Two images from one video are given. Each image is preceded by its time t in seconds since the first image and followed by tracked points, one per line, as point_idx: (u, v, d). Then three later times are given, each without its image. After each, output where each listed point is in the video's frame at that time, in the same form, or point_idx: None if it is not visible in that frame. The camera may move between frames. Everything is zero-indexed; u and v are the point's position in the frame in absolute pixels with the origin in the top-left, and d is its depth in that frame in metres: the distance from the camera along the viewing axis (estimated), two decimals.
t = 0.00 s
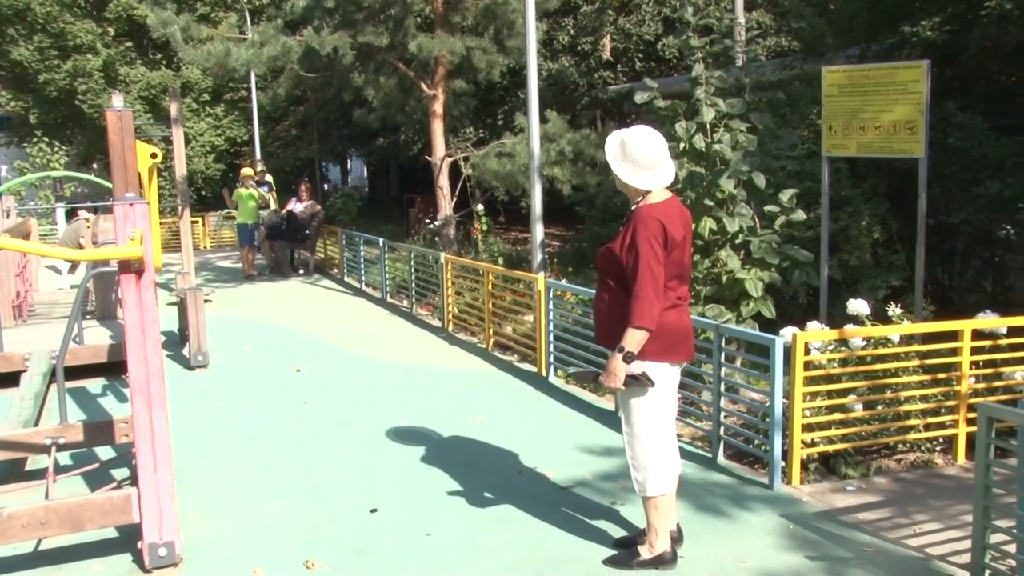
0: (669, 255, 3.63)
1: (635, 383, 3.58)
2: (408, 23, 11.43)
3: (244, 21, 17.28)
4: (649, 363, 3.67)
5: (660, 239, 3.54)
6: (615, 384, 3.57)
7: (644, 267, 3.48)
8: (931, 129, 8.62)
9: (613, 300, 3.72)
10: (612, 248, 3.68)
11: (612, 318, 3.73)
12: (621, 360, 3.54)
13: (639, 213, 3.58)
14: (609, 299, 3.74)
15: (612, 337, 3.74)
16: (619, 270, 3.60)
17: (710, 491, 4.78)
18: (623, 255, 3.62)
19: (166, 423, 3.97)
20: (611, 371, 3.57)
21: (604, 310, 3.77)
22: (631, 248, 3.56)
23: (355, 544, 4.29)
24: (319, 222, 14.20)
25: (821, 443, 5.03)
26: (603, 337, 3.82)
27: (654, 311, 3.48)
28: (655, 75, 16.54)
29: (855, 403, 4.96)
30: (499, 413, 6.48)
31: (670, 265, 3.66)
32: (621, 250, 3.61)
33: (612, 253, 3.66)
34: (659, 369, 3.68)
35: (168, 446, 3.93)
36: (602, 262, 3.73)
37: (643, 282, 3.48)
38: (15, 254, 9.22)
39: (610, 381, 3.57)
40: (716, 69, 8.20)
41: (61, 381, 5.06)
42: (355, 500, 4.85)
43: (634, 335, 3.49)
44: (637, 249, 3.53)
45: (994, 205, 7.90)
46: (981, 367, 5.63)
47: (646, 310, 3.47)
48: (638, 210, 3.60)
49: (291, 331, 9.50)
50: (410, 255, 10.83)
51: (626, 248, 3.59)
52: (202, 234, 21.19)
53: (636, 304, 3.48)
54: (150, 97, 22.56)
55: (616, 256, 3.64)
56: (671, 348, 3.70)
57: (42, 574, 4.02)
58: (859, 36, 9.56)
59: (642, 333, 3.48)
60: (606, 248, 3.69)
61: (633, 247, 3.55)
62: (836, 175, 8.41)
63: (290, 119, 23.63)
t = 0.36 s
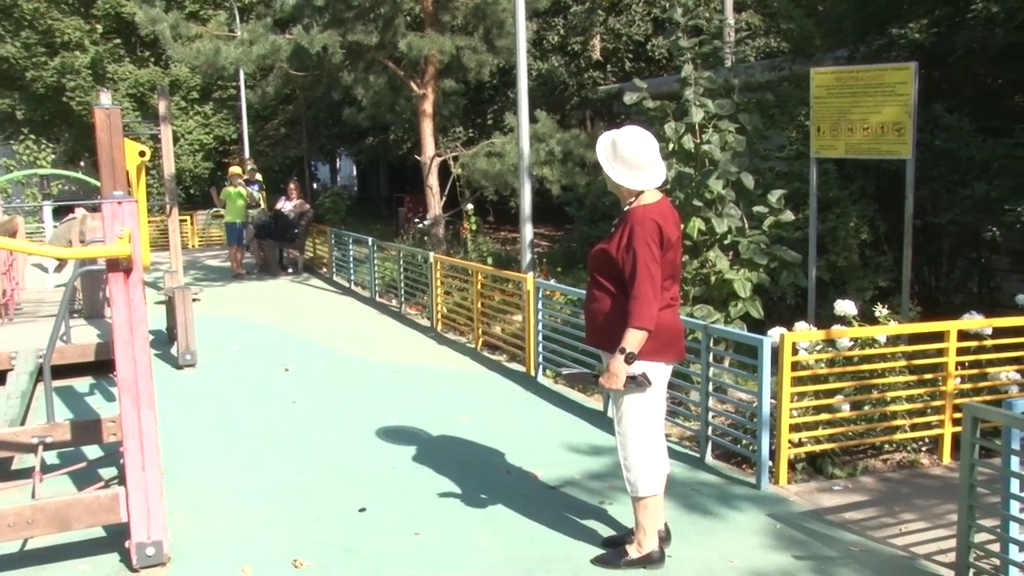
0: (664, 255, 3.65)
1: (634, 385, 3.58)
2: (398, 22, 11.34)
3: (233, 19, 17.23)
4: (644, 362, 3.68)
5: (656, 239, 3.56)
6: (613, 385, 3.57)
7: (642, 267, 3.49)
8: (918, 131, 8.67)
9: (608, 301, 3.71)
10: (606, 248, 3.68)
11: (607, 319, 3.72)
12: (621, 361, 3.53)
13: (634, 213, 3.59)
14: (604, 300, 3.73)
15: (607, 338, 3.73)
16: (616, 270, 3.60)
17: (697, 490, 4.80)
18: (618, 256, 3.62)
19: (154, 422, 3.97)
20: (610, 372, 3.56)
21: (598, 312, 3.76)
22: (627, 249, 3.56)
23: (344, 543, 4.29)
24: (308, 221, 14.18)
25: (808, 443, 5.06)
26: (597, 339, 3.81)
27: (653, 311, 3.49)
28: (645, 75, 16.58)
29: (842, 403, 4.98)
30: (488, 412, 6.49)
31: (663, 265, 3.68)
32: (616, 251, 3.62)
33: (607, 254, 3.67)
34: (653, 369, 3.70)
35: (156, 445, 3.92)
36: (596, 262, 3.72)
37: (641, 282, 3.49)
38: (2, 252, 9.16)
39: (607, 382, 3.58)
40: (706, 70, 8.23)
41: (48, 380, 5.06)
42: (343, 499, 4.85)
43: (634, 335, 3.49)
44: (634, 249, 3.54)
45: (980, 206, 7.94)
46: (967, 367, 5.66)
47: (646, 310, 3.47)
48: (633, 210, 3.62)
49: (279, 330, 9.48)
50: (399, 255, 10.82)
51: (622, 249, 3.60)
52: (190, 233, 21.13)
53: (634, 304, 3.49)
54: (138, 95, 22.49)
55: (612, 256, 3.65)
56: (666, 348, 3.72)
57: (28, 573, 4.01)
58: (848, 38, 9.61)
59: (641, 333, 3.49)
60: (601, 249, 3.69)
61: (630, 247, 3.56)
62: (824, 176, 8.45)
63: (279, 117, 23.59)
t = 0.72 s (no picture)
0: (654, 256, 3.66)
1: (623, 384, 3.59)
2: (388, 22, 11.33)
3: (223, 19, 17.18)
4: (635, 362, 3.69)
5: (645, 239, 3.57)
6: (603, 385, 3.58)
7: (631, 267, 3.50)
8: (907, 133, 8.72)
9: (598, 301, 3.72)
10: (596, 249, 3.69)
11: (598, 319, 3.73)
12: (611, 360, 3.54)
13: (623, 214, 3.60)
14: (594, 300, 3.74)
15: (597, 338, 3.74)
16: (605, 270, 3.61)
17: (687, 490, 4.81)
18: (607, 256, 3.63)
19: (144, 421, 3.95)
20: (601, 371, 3.57)
21: (589, 312, 3.77)
22: (616, 248, 3.57)
23: (334, 543, 4.29)
24: (297, 221, 14.15)
25: (797, 443, 5.08)
26: (587, 340, 3.82)
27: (643, 311, 3.50)
28: (634, 77, 16.63)
29: (831, 404, 5.01)
30: (478, 413, 6.48)
31: (654, 265, 3.70)
32: (605, 251, 3.63)
33: (597, 255, 3.67)
34: (644, 369, 3.71)
35: (145, 444, 3.91)
36: (586, 263, 3.73)
37: (631, 282, 3.50)
38: None
39: (597, 382, 3.58)
40: (696, 72, 8.26)
41: (36, 380, 5.04)
42: (333, 499, 4.84)
43: (623, 334, 3.50)
44: (623, 249, 3.55)
45: (968, 209, 7.99)
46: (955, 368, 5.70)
47: (635, 310, 3.48)
48: (622, 211, 3.63)
49: (268, 331, 9.45)
50: (389, 255, 10.81)
51: (611, 249, 3.61)
52: (179, 233, 21.06)
53: (624, 304, 3.50)
54: (127, 94, 22.59)
55: (601, 257, 3.65)
56: (656, 349, 3.72)
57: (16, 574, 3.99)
58: (836, 41, 9.66)
59: (631, 333, 3.49)
60: (590, 250, 3.70)
61: (618, 247, 3.57)
62: (813, 178, 8.49)
63: (268, 117, 23.54)
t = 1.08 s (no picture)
0: (655, 259, 3.68)
1: (624, 384, 3.59)
2: (383, 25, 11.37)
3: (217, 22, 17.17)
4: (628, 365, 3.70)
5: (647, 241, 3.59)
6: (600, 386, 3.59)
7: (633, 269, 3.51)
8: (902, 137, 8.76)
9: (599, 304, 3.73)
10: (597, 252, 3.70)
11: (598, 322, 3.73)
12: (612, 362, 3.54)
13: (625, 217, 3.62)
14: (594, 304, 3.75)
15: (599, 341, 3.74)
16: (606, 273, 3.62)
17: (685, 493, 4.82)
18: (608, 259, 3.64)
19: (143, 424, 3.95)
20: (600, 371, 3.57)
21: (590, 316, 3.77)
22: (617, 250, 3.58)
23: (333, 546, 4.28)
24: (292, 224, 14.13)
25: (795, 446, 5.09)
26: (587, 343, 3.82)
27: (645, 312, 3.51)
28: (628, 80, 16.67)
29: (828, 407, 5.02)
30: (475, 416, 6.49)
31: (655, 268, 3.71)
32: (606, 254, 3.64)
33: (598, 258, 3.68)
34: (647, 371, 3.71)
35: (145, 447, 3.91)
36: (586, 266, 3.74)
37: (634, 283, 3.51)
38: None
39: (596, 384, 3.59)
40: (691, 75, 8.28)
41: (33, 383, 5.03)
42: (331, 503, 4.83)
43: (624, 335, 3.51)
44: (625, 252, 3.56)
45: (962, 212, 8.03)
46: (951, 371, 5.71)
47: (638, 311, 3.49)
48: (623, 214, 3.64)
49: (263, 334, 9.44)
50: (384, 258, 10.80)
51: (612, 252, 3.62)
52: (173, 236, 21.02)
53: (627, 305, 3.50)
54: (121, 97, 22.29)
55: (602, 259, 3.66)
56: (658, 351, 3.73)
57: None
58: (831, 44, 9.69)
59: (633, 334, 3.50)
60: (591, 252, 3.70)
61: (619, 249, 3.58)
62: (808, 181, 8.52)
63: (262, 120, 23.51)
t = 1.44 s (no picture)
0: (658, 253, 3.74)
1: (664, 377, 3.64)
2: (374, 28, 11.25)
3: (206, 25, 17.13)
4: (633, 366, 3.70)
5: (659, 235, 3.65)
6: (643, 381, 3.56)
7: (660, 260, 3.56)
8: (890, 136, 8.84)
9: (617, 302, 3.66)
10: (608, 249, 3.64)
11: (617, 320, 3.66)
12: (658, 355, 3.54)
13: (633, 214, 3.64)
14: (609, 303, 3.67)
15: (618, 340, 3.68)
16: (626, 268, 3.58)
17: (682, 490, 4.85)
18: (627, 254, 3.60)
19: (144, 426, 3.95)
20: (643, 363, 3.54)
21: (602, 318, 3.70)
22: (639, 244, 3.57)
23: (334, 546, 4.29)
24: (282, 227, 14.11)
25: (790, 442, 5.14)
26: (600, 344, 3.73)
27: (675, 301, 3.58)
28: (617, 82, 16.72)
29: (823, 404, 5.07)
30: (470, 416, 6.50)
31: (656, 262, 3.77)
32: (624, 250, 3.60)
33: (613, 255, 3.62)
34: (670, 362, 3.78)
35: (146, 449, 3.92)
36: (598, 266, 3.65)
37: (663, 274, 3.55)
38: None
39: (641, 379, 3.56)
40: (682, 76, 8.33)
41: (30, 386, 5.03)
42: (330, 503, 4.84)
43: (664, 325, 3.53)
44: (646, 246, 3.58)
45: (951, 211, 8.11)
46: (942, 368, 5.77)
47: (672, 301, 3.55)
48: (635, 208, 3.65)
49: (255, 337, 9.43)
50: (375, 260, 10.81)
51: (631, 247, 3.59)
52: (161, 239, 20.94)
53: (661, 296, 3.54)
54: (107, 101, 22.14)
55: (620, 255, 3.61)
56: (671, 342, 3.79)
57: None
58: (819, 45, 9.77)
59: (671, 324, 3.55)
60: (605, 250, 3.63)
61: (641, 242, 3.58)
62: (799, 181, 8.59)
63: (248, 124, 23.45)
